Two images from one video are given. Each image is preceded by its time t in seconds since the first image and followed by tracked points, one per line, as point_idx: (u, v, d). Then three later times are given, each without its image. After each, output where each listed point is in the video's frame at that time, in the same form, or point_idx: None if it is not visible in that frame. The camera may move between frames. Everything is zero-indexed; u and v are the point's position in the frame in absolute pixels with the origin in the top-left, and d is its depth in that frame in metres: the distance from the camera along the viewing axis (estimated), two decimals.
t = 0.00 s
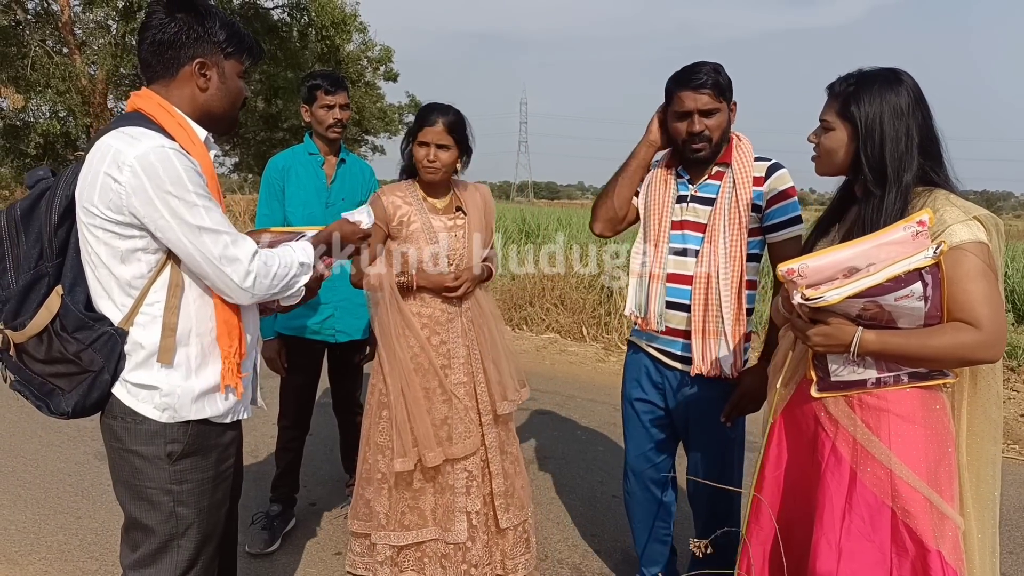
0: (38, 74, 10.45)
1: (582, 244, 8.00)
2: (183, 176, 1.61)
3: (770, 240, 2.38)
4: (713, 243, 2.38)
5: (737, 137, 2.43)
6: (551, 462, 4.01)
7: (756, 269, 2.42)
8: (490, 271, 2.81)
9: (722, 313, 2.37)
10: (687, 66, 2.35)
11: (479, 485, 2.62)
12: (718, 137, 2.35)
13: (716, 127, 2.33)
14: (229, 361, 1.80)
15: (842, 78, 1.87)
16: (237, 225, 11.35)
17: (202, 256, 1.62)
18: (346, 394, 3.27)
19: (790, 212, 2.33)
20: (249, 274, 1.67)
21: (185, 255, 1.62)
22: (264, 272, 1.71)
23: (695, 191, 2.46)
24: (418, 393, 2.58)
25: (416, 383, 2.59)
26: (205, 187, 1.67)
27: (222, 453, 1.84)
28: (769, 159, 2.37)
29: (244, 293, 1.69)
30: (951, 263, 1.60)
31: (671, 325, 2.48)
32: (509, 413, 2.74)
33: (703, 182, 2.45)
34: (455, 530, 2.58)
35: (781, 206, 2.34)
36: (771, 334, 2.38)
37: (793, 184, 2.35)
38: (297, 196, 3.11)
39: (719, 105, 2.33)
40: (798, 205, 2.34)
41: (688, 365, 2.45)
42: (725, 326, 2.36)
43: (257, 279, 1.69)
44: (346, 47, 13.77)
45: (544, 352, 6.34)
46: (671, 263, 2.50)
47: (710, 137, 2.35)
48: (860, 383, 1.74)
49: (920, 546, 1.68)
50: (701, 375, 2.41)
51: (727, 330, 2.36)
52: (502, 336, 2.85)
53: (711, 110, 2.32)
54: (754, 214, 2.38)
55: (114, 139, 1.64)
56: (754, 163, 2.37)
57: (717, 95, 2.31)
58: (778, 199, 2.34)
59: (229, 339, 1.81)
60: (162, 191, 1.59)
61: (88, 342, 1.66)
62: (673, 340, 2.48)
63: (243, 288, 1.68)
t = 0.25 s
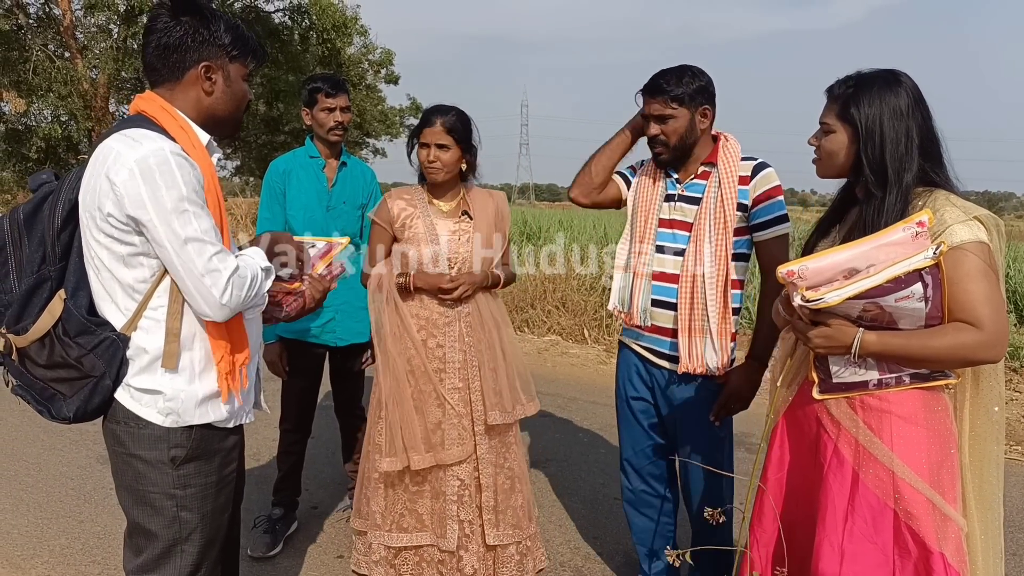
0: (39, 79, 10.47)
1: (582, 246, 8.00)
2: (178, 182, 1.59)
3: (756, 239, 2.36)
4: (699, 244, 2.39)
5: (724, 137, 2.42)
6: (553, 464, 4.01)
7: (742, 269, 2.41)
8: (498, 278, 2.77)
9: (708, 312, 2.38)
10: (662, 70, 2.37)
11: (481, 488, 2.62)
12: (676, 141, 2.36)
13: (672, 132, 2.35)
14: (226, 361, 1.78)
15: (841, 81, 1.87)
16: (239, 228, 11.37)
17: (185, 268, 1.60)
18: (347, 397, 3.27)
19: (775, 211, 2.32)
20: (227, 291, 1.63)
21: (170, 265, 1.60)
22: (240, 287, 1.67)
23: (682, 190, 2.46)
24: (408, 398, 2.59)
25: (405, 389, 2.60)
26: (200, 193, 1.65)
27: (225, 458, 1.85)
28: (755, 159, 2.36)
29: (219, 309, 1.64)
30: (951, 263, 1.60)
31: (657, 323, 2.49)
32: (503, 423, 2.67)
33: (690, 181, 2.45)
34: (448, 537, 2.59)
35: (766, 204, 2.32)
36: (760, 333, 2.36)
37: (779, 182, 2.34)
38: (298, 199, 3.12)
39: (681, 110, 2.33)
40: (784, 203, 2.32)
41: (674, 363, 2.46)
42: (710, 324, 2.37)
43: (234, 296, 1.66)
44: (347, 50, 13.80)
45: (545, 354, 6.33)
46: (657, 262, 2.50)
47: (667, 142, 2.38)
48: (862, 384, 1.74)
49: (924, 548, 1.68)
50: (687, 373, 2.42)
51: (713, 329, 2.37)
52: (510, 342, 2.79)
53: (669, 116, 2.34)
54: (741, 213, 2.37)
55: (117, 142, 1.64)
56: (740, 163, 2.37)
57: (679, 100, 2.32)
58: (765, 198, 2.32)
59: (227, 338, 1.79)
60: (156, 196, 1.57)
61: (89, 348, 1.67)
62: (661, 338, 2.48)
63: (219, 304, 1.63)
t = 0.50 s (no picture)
0: (42, 79, 10.50)
1: (583, 248, 8.00)
2: (172, 182, 1.59)
3: (744, 239, 2.35)
4: (685, 245, 2.40)
5: (711, 138, 2.43)
6: (553, 465, 4.01)
7: (730, 269, 2.40)
8: (502, 281, 2.71)
9: (694, 313, 2.38)
10: (654, 71, 2.40)
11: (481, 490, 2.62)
12: (663, 141, 2.38)
13: (661, 132, 2.37)
14: (220, 363, 1.77)
15: (840, 83, 1.88)
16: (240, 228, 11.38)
17: (178, 269, 1.59)
18: (348, 397, 3.27)
19: (762, 211, 2.31)
20: (219, 293, 1.62)
21: (163, 266, 1.59)
22: (233, 290, 1.66)
23: (670, 191, 2.47)
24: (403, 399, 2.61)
25: (400, 390, 2.62)
26: (195, 194, 1.65)
27: (226, 459, 1.85)
28: (741, 159, 2.36)
29: (211, 312, 1.62)
30: (950, 265, 1.60)
31: (646, 321, 2.52)
32: (500, 428, 2.64)
33: (676, 182, 2.45)
34: (441, 540, 2.59)
35: (753, 205, 2.31)
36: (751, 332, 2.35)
37: (765, 182, 2.33)
38: (299, 200, 3.13)
39: (670, 110, 2.35)
40: (771, 202, 2.31)
41: (661, 361, 2.48)
42: (696, 325, 2.38)
43: (227, 298, 1.64)
44: (348, 52, 13.82)
45: (546, 356, 6.33)
46: (644, 262, 2.53)
47: (655, 142, 2.40)
48: (862, 386, 1.74)
49: (924, 549, 1.68)
50: (676, 372, 2.43)
51: (698, 329, 2.37)
52: (516, 346, 2.78)
53: (657, 116, 2.36)
54: (726, 214, 2.37)
55: (113, 143, 1.63)
56: (725, 164, 2.36)
57: (668, 101, 2.34)
58: (751, 198, 2.31)
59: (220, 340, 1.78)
60: (150, 197, 1.56)
61: (88, 350, 1.67)
62: (650, 337, 2.51)
63: (212, 306, 1.62)
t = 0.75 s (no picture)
0: (41, 80, 10.50)
1: (583, 248, 8.01)
2: (161, 183, 1.58)
3: (741, 239, 2.35)
4: (682, 244, 2.40)
5: (710, 137, 2.42)
6: (553, 465, 4.01)
7: (727, 268, 2.39)
8: (505, 283, 2.72)
9: (690, 313, 2.39)
10: (652, 72, 2.40)
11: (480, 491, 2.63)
12: (659, 141, 2.38)
13: (656, 132, 2.37)
14: (217, 367, 1.77)
15: (839, 81, 1.88)
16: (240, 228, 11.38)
17: (167, 272, 1.58)
18: (347, 398, 3.28)
19: (759, 210, 2.29)
20: (210, 295, 1.61)
21: (153, 269, 1.58)
22: (224, 292, 1.65)
23: (667, 191, 2.48)
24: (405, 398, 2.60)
25: (402, 389, 2.61)
26: (185, 195, 1.64)
27: (223, 462, 1.85)
28: (738, 158, 2.35)
29: (202, 314, 1.61)
30: (948, 265, 1.60)
31: (644, 321, 2.53)
32: (497, 431, 2.64)
33: (674, 182, 2.46)
34: (435, 539, 2.61)
35: (749, 205, 2.30)
36: (751, 331, 2.35)
37: (763, 181, 2.31)
38: (297, 201, 3.13)
39: (666, 110, 2.35)
40: (769, 202, 2.30)
41: (656, 359, 2.49)
42: (692, 325, 2.38)
43: (218, 300, 1.63)
44: (348, 52, 13.83)
45: (546, 355, 6.34)
46: (642, 261, 2.54)
47: (651, 141, 2.40)
48: (860, 386, 1.75)
49: (922, 549, 1.69)
50: (672, 372, 2.44)
51: (695, 329, 2.37)
52: (518, 345, 2.78)
53: (654, 116, 2.36)
54: (723, 214, 2.36)
55: (103, 145, 1.63)
56: (723, 163, 2.35)
57: (665, 100, 2.34)
58: (748, 198, 2.30)
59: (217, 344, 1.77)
60: (139, 198, 1.56)
61: (83, 353, 1.67)
62: (645, 336, 2.53)
63: (202, 308, 1.61)
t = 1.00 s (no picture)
0: (42, 85, 10.53)
1: (583, 251, 8.02)
2: (156, 188, 1.58)
3: (749, 244, 2.36)
4: (688, 251, 2.40)
5: (718, 142, 2.43)
6: (554, 469, 4.01)
7: (734, 274, 2.41)
8: (505, 288, 2.73)
9: (696, 320, 2.39)
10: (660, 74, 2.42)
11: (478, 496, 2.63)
12: (665, 145, 2.39)
13: (663, 135, 2.38)
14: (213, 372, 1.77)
15: (834, 87, 1.89)
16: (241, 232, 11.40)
17: (163, 277, 1.58)
18: (347, 402, 3.28)
19: (767, 216, 2.31)
20: (206, 301, 1.61)
21: (149, 274, 1.59)
22: (221, 298, 1.65)
23: (674, 196, 2.48)
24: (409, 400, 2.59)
25: (407, 392, 2.60)
26: (181, 199, 1.64)
27: (219, 469, 1.86)
28: (747, 164, 2.36)
29: (198, 320, 1.61)
30: (947, 270, 1.61)
31: (652, 327, 2.54)
32: (498, 436, 2.64)
33: (681, 188, 2.46)
34: (436, 543, 2.61)
35: (760, 209, 2.31)
36: (755, 340, 2.37)
37: (771, 187, 2.32)
38: (297, 205, 3.14)
39: (672, 115, 2.36)
40: (778, 208, 2.31)
41: (660, 363, 2.51)
42: (699, 332, 2.38)
43: (214, 306, 1.64)
44: (348, 56, 13.87)
45: (546, 359, 6.35)
46: (649, 267, 2.55)
47: (657, 145, 2.41)
48: (859, 390, 1.75)
49: (921, 553, 1.69)
50: (678, 379, 2.44)
51: (702, 336, 2.37)
52: (520, 348, 2.78)
53: (661, 120, 2.37)
54: (731, 220, 2.37)
55: (98, 149, 1.64)
56: (731, 169, 2.36)
57: (671, 104, 2.35)
58: (756, 203, 2.32)
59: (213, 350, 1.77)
60: (134, 204, 1.56)
61: (78, 358, 1.68)
62: (651, 341, 2.54)
63: (198, 314, 1.61)
